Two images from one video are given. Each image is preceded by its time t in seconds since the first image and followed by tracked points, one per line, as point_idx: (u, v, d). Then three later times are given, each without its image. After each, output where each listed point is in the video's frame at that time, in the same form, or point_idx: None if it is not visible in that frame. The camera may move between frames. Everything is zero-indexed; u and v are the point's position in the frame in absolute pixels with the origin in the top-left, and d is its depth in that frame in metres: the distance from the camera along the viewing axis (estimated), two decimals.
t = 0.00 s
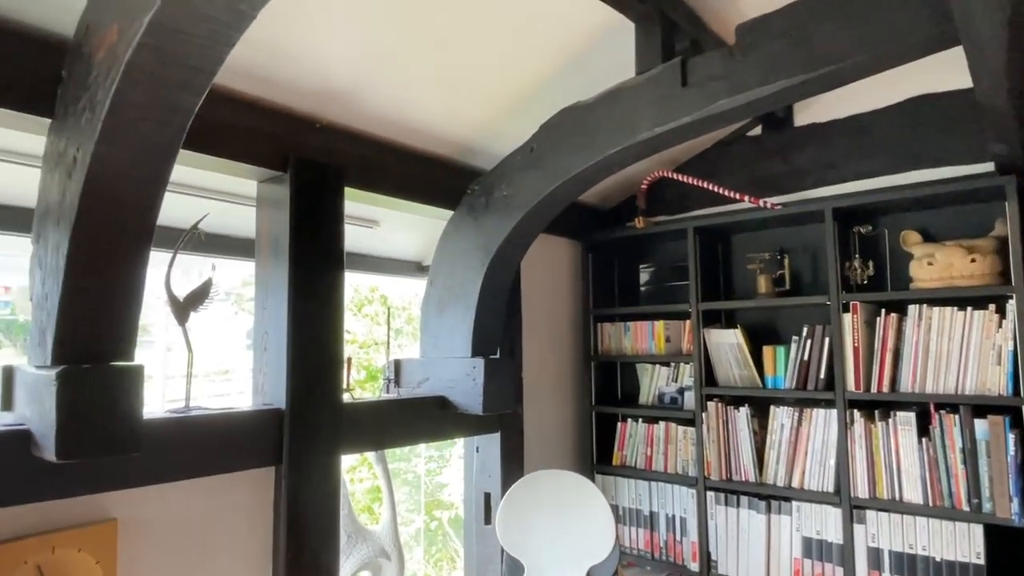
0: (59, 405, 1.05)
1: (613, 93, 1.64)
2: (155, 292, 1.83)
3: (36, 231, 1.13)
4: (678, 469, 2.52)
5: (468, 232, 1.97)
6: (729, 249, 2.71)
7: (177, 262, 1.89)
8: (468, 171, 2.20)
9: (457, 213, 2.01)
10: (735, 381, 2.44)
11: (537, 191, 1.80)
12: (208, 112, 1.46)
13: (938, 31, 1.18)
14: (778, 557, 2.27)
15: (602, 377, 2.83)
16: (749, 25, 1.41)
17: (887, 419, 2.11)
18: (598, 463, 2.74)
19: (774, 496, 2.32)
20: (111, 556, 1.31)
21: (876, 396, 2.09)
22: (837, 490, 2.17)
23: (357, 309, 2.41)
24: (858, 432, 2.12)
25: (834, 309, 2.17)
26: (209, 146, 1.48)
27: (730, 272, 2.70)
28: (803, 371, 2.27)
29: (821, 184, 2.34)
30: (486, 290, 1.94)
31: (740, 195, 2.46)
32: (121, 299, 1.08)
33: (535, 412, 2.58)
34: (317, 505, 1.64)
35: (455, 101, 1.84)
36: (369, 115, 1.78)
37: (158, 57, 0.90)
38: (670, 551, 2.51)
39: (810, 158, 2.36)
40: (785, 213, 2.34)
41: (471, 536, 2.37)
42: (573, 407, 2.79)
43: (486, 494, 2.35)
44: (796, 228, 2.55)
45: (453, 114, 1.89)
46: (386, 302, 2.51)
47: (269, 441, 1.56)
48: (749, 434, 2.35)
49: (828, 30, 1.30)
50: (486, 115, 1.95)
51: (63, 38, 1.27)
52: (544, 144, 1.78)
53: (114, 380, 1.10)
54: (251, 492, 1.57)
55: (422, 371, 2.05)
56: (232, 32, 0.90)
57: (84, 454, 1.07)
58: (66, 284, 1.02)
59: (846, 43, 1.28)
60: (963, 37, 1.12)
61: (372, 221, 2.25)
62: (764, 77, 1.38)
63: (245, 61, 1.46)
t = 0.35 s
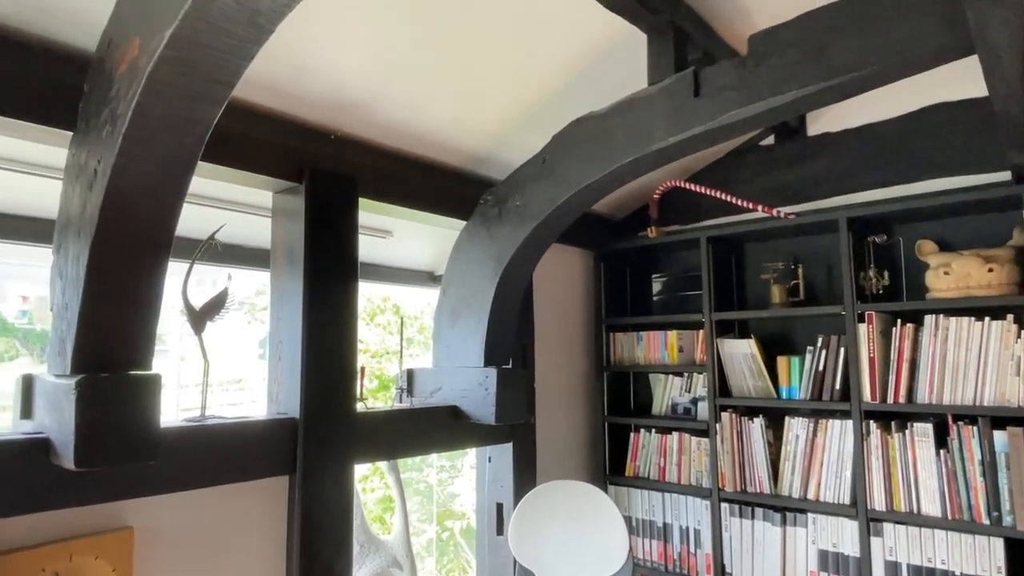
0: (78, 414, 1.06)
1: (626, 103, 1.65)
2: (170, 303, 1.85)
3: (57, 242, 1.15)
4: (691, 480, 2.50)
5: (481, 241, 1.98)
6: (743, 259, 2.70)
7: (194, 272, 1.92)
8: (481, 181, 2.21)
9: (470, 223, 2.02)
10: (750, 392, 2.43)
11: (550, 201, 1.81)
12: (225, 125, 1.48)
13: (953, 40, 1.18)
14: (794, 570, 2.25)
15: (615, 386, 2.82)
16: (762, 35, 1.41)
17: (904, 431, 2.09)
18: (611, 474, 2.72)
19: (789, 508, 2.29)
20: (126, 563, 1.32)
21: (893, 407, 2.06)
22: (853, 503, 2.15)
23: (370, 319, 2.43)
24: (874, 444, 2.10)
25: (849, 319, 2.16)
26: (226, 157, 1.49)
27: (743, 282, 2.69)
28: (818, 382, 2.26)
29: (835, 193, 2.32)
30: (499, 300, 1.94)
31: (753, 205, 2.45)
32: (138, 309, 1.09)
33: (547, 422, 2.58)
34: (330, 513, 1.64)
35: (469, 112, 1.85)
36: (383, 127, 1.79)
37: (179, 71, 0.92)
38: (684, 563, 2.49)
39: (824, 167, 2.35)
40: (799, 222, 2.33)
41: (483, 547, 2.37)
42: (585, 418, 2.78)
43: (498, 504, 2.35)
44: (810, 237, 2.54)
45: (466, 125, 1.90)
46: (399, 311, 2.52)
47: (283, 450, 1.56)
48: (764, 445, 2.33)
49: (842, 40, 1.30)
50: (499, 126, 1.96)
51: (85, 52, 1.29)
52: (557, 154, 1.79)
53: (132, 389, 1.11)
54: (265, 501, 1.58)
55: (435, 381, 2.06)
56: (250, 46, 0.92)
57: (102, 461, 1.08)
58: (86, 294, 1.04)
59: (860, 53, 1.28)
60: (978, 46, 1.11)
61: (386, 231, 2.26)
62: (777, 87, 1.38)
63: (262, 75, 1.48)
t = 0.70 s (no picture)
0: (86, 426, 1.07)
1: (632, 117, 1.66)
2: (179, 314, 1.89)
3: (68, 254, 1.16)
4: (699, 494, 2.48)
5: (487, 254, 1.99)
6: (749, 271, 2.69)
7: (202, 284, 1.94)
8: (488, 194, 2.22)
9: (477, 236, 2.03)
10: (757, 405, 2.42)
11: (557, 214, 1.81)
12: (235, 139, 1.49)
13: (958, 55, 1.18)
14: None
15: (622, 399, 2.81)
16: (768, 49, 1.42)
17: (913, 445, 2.07)
18: (617, 487, 2.71)
19: (798, 523, 2.28)
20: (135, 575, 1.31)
21: (902, 421, 2.05)
22: (862, 517, 2.13)
23: (376, 331, 2.43)
24: (883, 458, 2.08)
25: (857, 332, 2.15)
26: (236, 170, 1.51)
27: (750, 295, 2.69)
28: (826, 395, 2.25)
29: (842, 206, 2.32)
30: (505, 312, 1.94)
31: (759, 218, 2.45)
32: (147, 321, 1.10)
33: (554, 435, 2.57)
34: (336, 526, 1.64)
35: (476, 126, 1.86)
36: (391, 140, 1.81)
37: (191, 86, 0.93)
38: None
39: (830, 180, 2.35)
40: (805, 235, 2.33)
41: (488, 560, 2.36)
42: (591, 430, 2.77)
43: (504, 518, 2.34)
44: (817, 250, 2.54)
45: (473, 138, 1.92)
46: (405, 323, 2.53)
47: (289, 462, 1.57)
48: (772, 458, 2.32)
49: (847, 54, 1.31)
50: (505, 139, 1.97)
51: (98, 67, 1.31)
52: (563, 167, 1.80)
53: (140, 400, 1.12)
54: (271, 513, 1.58)
55: (441, 393, 2.06)
56: (261, 61, 0.93)
57: (111, 472, 1.09)
58: (97, 305, 1.05)
59: (865, 67, 1.28)
60: (984, 60, 1.12)
61: (392, 244, 2.27)
62: (783, 101, 1.39)
63: (272, 89, 1.49)
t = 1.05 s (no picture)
0: (89, 442, 1.07)
1: (634, 134, 1.67)
2: (182, 328, 1.89)
3: (73, 269, 1.16)
4: (701, 512, 2.47)
5: (490, 270, 1.99)
6: (751, 288, 2.70)
7: (206, 299, 1.95)
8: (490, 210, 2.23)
9: (479, 252, 2.04)
10: (759, 422, 2.41)
11: (560, 230, 1.82)
12: (241, 155, 1.50)
13: (959, 73, 1.19)
14: None
15: (624, 416, 2.80)
16: (769, 68, 1.44)
17: (917, 462, 2.06)
18: (619, 504, 2.69)
19: (801, 541, 2.27)
20: None
21: (905, 439, 2.04)
22: (866, 536, 2.12)
23: (378, 346, 2.44)
24: (887, 475, 2.07)
25: (860, 349, 2.15)
26: (242, 187, 1.52)
27: (752, 311, 2.69)
28: (829, 413, 2.24)
29: (843, 223, 2.33)
30: (508, 328, 1.95)
31: (761, 235, 2.46)
32: (150, 337, 1.10)
33: (556, 451, 2.56)
34: (337, 543, 1.63)
35: (479, 143, 1.87)
36: (395, 157, 1.82)
37: (200, 104, 0.94)
38: None
39: (831, 197, 2.36)
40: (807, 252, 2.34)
41: None
42: (594, 447, 2.76)
43: (505, 535, 2.32)
44: (819, 266, 2.54)
45: (476, 155, 1.93)
46: (406, 339, 2.54)
47: (291, 478, 1.56)
48: (775, 476, 2.31)
49: (848, 74, 1.32)
50: (508, 156, 1.98)
51: (106, 85, 1.33)
52: (566, 184, 1.81)
53: (143, 415, 1.12)
54: (272, 530, 1.57)
55: (443, 409, 2.05)
56: (269, 79, 0.94)
57: (114, 487, 1.09)
58: (101, 320, 1.05)
59: (866, 86, 1.29)
60: (983, 79, 1.13)
61: (395, 260, 2.28)
62: (785, 119, 1.40)
63: (277, 107, 1.51)
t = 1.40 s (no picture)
0: (86, 451, 1.06)
1: (633, 147, 1.68)
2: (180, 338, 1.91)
3: (73, 278, 1.16)
4: (699, 525, 2.46)
5: (488, 281, 2.00)
6: (749, 300, 2.70)
7: (204, 309, 1.97)
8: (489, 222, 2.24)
9: (478, 263, 2.04)
10: (758, 434, 2.41)
11: (559, 241, 1.83)
12: (242, 165, 1.51)
13: (955, 89, 1.21)
14: None
15: (622, 428, 2.80)
16: (766, 83, 1.45)
17: (915, 475, 2.06)
18: (617, 517, 2.69)
19: (800, 554, 2.26)
20: None
21: (903, 452, 2.04)
22: (865, 549, 2.11)
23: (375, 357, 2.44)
24: (885, 488, 2.07)
25: (857, 362, 2.15)
26: (242, 197, 1.52)
27: (749, 324, 2.69)
28: (827, 425, 2.24)
29: (840, 236, 2.34)
30: (506, 339, 1.95)
31: (758, 247, 2.47)
32: (149, 347, 1.10)
33: (553, 463, 2.55)
34: (333, 556, 1.62)
35: (479, 154, 1.88)
36: (394, 168, 1.83)
37: (203, 114, 0.95)
38: None
39: (828, 210, 2.37)
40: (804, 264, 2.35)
41: None
42: (591, 459, 2.75)
43: (503, 548, 2.31)
44: (816, 279, 2.55)
45: (475, 167, 1.94)
46: (404, 349, 2.54)
47: (288, 490, 1.55)
48: (773, 488, 2.30)
49: (845, 88, 1.33)
50: (508, 168, 1.99)
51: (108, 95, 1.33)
52: (565, 196, 1.82)
53: (142, 424, 1.12)
54: (269, 542, 1.56)
55: (441, 420, 2.05)
56: (272, 91, 0.95)
57: (111, 497, 1.08)
58: (100, 330, 1.05)
59: (863, 101, 1.31)
60: (979, 94, 1.14)
61: (394, 271, 2.28)
62: (783, 133, 1.41)
63: (278, 117, 1.51)
